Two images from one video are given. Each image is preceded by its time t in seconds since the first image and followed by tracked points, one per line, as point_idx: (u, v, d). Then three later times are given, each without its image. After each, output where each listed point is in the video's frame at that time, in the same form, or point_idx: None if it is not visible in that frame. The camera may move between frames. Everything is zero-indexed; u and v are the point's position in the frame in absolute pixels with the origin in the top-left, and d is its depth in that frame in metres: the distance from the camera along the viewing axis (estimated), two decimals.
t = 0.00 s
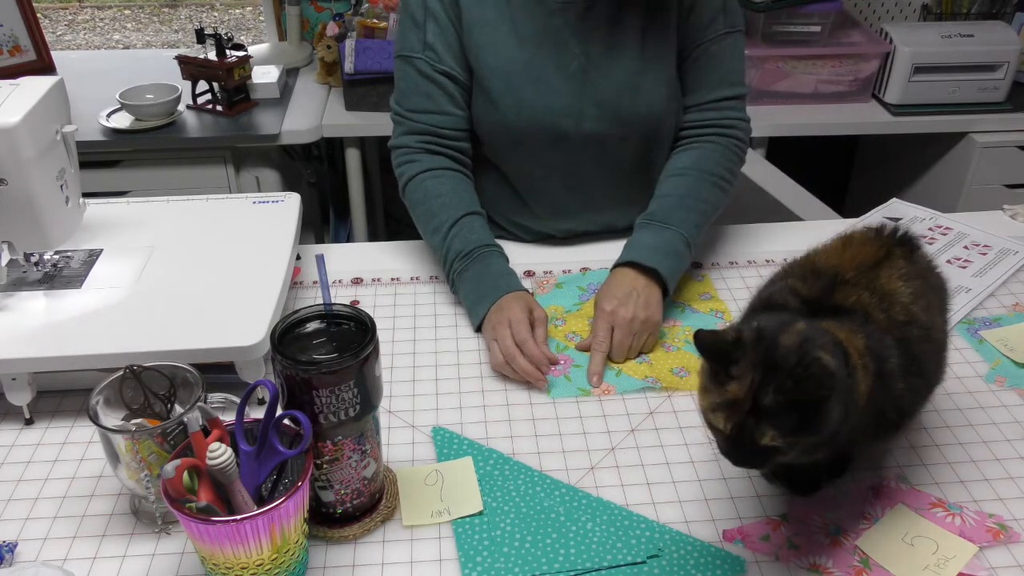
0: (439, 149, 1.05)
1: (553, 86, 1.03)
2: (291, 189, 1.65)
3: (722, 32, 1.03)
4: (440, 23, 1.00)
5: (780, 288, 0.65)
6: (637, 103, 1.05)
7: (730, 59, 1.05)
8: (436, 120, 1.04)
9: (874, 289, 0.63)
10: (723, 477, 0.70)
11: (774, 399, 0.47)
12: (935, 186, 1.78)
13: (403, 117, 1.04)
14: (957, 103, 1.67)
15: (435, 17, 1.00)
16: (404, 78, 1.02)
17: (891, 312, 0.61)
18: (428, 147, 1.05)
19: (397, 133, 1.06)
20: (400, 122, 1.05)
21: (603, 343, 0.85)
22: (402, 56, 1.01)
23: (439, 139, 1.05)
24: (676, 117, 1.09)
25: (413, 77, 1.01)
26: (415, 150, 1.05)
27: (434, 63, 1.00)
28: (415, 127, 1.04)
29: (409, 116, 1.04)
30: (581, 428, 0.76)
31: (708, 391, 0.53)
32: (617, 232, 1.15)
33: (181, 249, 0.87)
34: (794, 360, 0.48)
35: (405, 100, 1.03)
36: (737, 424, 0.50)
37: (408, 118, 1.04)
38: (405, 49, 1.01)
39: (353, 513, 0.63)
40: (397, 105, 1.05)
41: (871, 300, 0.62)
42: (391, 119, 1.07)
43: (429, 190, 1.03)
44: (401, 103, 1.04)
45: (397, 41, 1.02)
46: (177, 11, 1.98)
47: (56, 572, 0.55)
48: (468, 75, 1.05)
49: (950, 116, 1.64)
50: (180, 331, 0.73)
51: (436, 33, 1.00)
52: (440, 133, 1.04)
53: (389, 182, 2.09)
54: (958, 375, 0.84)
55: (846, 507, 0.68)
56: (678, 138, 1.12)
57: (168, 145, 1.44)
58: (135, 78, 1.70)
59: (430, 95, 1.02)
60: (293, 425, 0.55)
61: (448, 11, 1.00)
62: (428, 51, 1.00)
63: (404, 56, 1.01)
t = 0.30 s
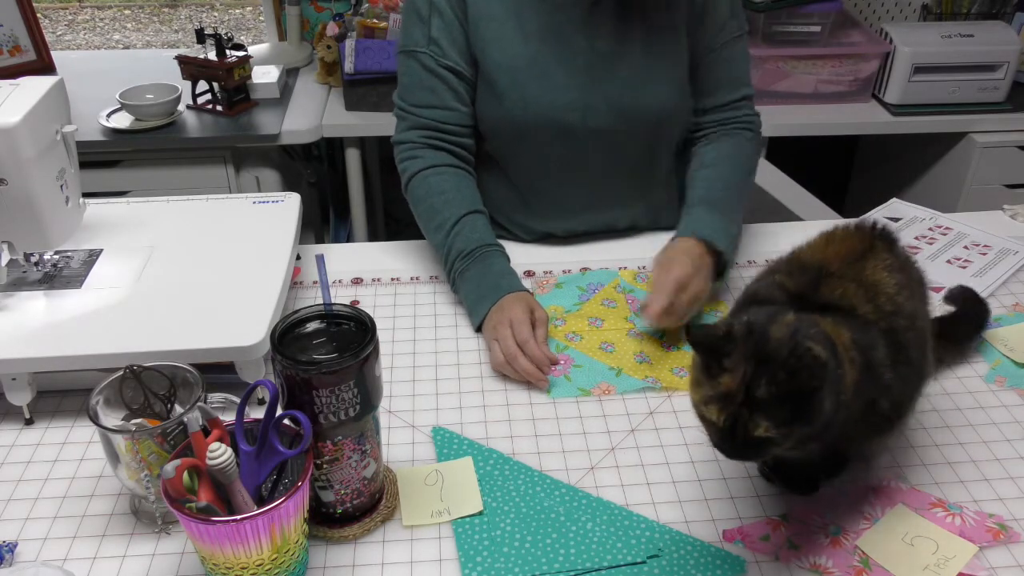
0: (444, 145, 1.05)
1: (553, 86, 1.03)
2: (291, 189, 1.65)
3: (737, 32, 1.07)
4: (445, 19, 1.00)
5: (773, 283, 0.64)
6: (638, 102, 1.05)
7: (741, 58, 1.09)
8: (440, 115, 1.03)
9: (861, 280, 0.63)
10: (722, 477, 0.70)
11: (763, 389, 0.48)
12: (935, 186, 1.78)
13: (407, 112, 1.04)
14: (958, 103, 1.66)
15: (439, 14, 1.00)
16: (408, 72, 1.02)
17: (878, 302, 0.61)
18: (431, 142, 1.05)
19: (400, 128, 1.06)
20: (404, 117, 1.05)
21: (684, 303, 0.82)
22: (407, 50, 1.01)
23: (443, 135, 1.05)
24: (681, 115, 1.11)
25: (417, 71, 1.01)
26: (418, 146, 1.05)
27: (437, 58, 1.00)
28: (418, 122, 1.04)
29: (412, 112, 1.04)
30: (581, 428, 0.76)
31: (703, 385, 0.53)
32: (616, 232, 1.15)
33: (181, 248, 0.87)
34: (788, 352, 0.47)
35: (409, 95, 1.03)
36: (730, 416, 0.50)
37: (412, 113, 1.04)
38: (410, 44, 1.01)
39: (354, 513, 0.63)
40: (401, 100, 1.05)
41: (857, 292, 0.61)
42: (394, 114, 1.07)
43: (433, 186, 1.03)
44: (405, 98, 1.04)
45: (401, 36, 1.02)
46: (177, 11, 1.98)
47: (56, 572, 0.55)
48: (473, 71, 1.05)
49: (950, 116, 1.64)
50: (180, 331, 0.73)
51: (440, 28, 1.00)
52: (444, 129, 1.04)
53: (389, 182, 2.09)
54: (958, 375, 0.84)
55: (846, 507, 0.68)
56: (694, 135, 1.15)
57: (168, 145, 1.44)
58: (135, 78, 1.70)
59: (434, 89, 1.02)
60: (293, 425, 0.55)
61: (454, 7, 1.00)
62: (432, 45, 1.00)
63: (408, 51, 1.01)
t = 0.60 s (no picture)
0: (444, 145, 1.05)
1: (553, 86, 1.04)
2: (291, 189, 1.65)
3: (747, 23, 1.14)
4: (448, 20, 0.99)
5: (773, 278, 0.62)
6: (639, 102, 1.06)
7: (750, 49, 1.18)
8: (441, 117, 1.02)
9: (870, 275, 0.62)
10: (722, 477, 0.70)
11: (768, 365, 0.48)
12: (935, 186, 1.78)
13: (407, 112, 1.03)
14: (958, 103, 1.66)
15: (442, 15, 0.99)
16: (409, 73, 1.01)
17: (881, 297, 0.60)
18: (431, 143, 1.04)
19: (400, 128, 1.05)
20: (404, 117, 1.04)
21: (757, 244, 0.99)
22: (408, 50, 1.00)
23: (443, 135, 1.04)
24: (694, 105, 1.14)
25: (418, 72, 1.00)
26: (418, 146, 1.04)
27: (439, 60, 0.99)
28: (419, 123, 1.03)
29: (413, 112, 1.03)
30: (581, 428, 0.76)
31: (709, 365, 0.54)
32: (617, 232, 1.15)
33: (181, 248, 0.87)
34: (785, 343, 0.48)
35: (410, 95, 1.02)
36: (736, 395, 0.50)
37: (413, 113, 1.03)
38: (411, 44, 1.00)
39: (354, 513, 0.63)
40: (401, 100, 1.04)
41: (865, 285, 0.61)
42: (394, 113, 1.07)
43: (433, 186, 1.02)
44: (406, 98, 1.03)
45: (403, 35, 1.01)
46: (177, 11, 1.98)
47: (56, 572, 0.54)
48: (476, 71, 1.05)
49: (950, 116, 1.64)
50: (179, 332, 0.73)
51: (442, 29, 0.99)
52: (445, 129, 1.04)
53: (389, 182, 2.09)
54: (958, 375, 0.84)
55: (846, 508, 0.68)
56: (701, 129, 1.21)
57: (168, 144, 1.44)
58: (135, 78, 1.70)
59: (435, 90, 1.01)
60: (293, 425, 0.55)
61: (457, 9, 0.99)
62: (434, 47, 0.99)
63: (410, 51, 1.00)
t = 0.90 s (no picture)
0: (449, 141, 1.05)
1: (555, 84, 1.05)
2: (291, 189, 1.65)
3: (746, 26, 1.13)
4: (454, 16, 0.99)
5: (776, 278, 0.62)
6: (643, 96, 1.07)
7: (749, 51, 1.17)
8: (446, 112, 1.02)
9: (882, 269, 0.63)
10: (722, 477, 0.70)
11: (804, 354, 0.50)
12: (936, 186, 1.78)
13: (412, 108, 1.03)
14: (958, 103, 1.66)
15: (448, 11, 0.99)
16: (416, 68, 1.01)
17: (884, 297, 0.60)
18: (436, 139, 1.04)
19: (405, 124, 1.05)
20: (409, 113, 1.04)
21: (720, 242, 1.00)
22: (413, 46, 1.00)
23: (449, 131, 1.04)
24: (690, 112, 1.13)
25: (424, 68, 1.00)
26: (423, 142, 1.04)
27: (446, 56, 0.99)
28: (424, 118, 1.03)
29: (419, 107, 1.03)
30: (581, 428, 0.76)
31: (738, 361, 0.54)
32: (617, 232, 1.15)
33: (180, 248, 0.87)
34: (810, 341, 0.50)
35: (415, 91, 1.02)
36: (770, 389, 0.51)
37: (418, 109, 1.03)
38: (417, 40, 1.00)
39: (353, 513, 0.63)
40: (406, 96, 1.04)
41: (878, 279, 0.62)
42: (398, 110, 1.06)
43: (436, 183, 1.02)
44: (411, 94, 1.03)
45: (408, 31, 1.01)
46: (177, 11, 1.98)
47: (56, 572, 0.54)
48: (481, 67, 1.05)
49: (950, 116, 1.64)
50: (180, 332, 0.73)
51: (449, 26, 0.99)
52: (451, 125, 1.04)
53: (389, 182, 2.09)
54: (958, 375, 0.84)
55: (846, 508, 0.68)
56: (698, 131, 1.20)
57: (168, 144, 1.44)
58: (135, 78, 1.70)
59: (441, 86, 1.01)
60: (293, 425, 0.55)
61: (464, 5, 0.99)
62: (441, 43, 0.99)
63: (416, 47, 1.00)
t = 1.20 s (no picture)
0: (450, 141, 1.05)
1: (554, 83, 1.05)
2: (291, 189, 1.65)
3: (745, 28, 1.11)
4: (453, 14, 0.99)
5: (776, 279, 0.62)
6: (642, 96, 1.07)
7: (747, 53, 1.15)
8: (448, 110, 1.03)
9: (880, 268, 0.63)
10: (723, 477, 0.70)
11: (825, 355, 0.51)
12: (936, 186, 1.78)
13: (413, 107, 1.03)
14: (958, 103, 1.66)
15: (448, 9, 0.99)
16: (417, 67, 1.01)
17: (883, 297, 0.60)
18: (437, 138, 1.04)
19: (407, 122, 1.05)
20: (410, 112, 1.04)
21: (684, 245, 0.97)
22: (413, 45, 1.00)
23: (450, 130, 1.04)
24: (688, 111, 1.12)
25: (425, 66, 1.00)
26: (424, 141, 1.04)
27: (446, 53, 1.00)
28: (425, 117, 1.03)
29: (420, 106, 1.03)
30: (581, 428, 0.76)
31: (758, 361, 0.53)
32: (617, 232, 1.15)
33: (180, 248, 0.87)
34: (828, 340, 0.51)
35: (416, 90, 1.02)
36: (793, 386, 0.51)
37: (420, 107, 1.03)
38: (418, 39, 1.00)
39: (354, 513, 0.63)
40: (407, 95, 1.04)
41: (876, 278, 0.61)
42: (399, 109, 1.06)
43: (438, 182, 1.02)
44: (412, 93, 1.03)
45: (408, 30, 1.01)
46: (177, 11, 1.98)
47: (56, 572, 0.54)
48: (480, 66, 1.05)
49: (950, 116, 1.64)
50: (179, 332, 0.73)
51: (448, 24, 0.99)
52: (452, 123, 1.04)
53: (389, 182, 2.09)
54: (958, 375, 0.84)
55: (846, 508, 0.68)
56: (694, 132, 1.19)
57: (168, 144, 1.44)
58: (134, 78, 1.70)
59: (442, 85, 1.01)
60: (293, 425, 0.55)
61: (462, 3, 0.99)
62: (441, 41, 0.99)
63: (416, 46, 1.00)
